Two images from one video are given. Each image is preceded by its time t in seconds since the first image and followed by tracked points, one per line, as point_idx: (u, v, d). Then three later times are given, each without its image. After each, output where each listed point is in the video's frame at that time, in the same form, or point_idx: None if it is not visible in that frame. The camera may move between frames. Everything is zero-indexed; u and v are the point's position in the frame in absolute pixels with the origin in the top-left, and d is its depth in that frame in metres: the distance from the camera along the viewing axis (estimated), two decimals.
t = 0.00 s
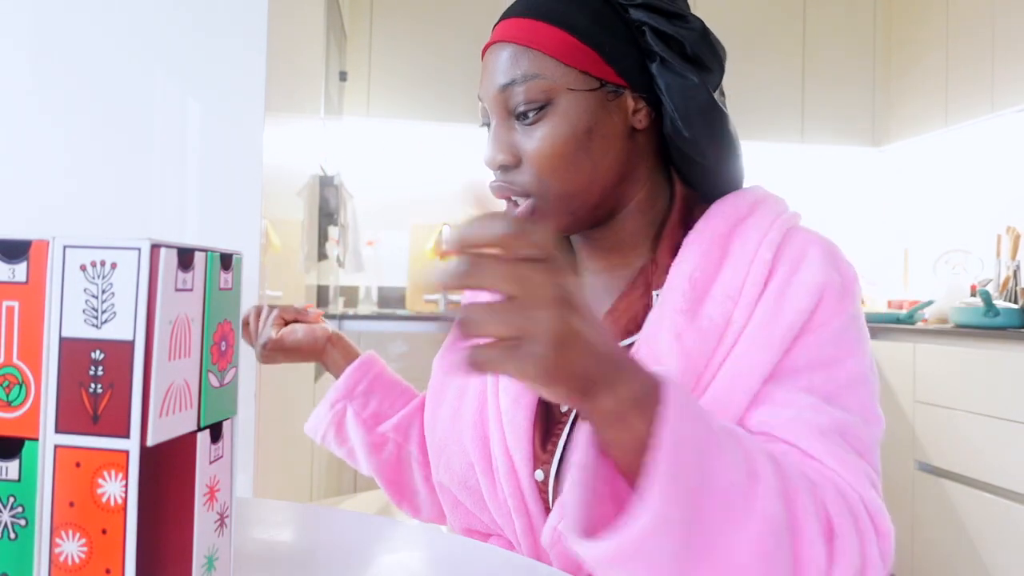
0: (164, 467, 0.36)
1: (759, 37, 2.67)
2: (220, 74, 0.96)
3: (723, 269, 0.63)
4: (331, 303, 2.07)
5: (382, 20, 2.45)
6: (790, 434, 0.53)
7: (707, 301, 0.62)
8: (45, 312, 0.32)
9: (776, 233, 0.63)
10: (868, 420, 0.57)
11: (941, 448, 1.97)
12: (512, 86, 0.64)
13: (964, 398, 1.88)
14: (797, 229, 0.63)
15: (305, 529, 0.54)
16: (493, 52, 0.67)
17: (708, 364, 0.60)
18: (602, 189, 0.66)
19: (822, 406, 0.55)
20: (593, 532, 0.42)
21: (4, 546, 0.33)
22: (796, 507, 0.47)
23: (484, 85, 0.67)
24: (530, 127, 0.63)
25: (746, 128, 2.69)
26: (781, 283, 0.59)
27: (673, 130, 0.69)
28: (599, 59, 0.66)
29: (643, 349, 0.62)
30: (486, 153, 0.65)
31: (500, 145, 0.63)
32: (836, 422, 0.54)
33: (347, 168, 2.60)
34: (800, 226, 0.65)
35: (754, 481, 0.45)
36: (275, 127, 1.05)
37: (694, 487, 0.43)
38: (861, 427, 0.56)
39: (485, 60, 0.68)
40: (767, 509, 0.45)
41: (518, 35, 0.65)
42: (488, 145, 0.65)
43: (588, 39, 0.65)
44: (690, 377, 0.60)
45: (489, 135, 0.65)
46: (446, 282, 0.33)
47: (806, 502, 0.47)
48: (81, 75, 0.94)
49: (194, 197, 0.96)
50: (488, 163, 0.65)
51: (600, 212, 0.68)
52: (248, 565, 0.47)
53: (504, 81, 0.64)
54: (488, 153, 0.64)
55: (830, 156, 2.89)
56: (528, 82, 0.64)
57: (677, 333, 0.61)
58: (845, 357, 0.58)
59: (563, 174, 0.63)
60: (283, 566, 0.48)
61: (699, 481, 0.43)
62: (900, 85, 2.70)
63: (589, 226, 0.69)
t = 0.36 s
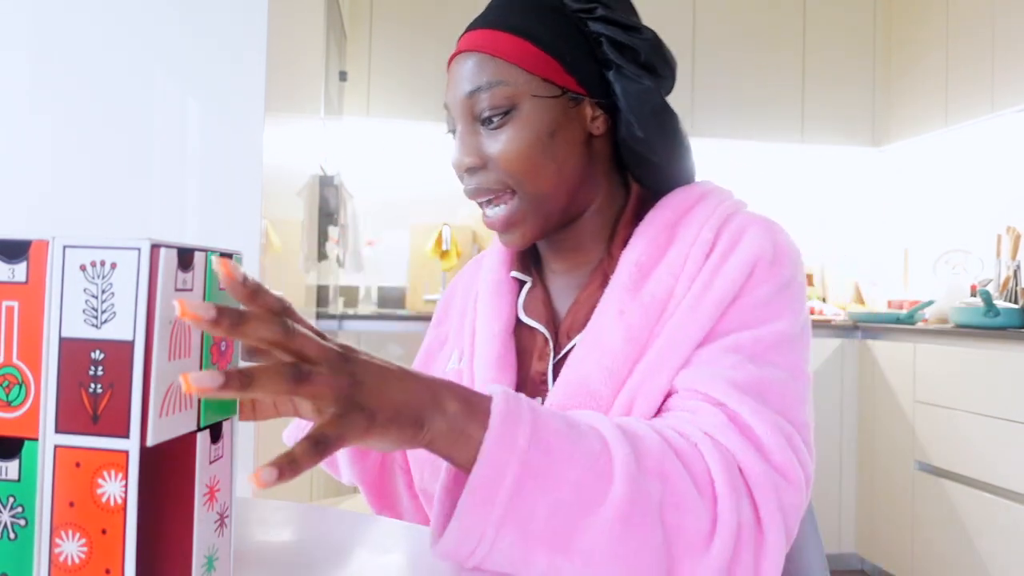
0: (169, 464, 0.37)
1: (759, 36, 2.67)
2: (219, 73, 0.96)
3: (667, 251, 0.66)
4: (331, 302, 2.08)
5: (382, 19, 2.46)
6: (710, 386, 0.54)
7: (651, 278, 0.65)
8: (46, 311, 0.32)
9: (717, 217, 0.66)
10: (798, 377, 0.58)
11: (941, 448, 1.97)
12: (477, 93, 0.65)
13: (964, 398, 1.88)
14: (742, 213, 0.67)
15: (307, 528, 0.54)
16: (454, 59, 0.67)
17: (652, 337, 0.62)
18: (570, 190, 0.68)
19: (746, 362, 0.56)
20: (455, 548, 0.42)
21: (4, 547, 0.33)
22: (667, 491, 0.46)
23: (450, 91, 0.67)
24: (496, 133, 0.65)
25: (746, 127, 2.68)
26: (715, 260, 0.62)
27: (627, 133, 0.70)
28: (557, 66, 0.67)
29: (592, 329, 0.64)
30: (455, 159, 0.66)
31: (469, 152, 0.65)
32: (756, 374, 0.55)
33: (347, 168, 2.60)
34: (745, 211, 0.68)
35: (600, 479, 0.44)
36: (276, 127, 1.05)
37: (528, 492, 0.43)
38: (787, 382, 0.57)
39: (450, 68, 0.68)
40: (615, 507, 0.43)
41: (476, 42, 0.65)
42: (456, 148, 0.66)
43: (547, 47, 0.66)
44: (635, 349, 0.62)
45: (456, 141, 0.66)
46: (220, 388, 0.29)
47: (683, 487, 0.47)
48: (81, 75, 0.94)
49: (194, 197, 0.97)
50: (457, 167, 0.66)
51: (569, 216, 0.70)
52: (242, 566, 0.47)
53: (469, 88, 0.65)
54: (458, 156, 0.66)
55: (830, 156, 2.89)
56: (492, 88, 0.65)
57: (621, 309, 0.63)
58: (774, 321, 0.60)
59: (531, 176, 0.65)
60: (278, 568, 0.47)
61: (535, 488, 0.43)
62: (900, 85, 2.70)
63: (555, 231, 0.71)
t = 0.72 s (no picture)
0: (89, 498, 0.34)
1: (759, 35, 2.67)
2: (218, 74, 0.96)
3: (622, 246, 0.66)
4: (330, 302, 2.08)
5: (382, 19, 2.46)
6: (683, 364, 0.52)
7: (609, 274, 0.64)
8: None
9: (666, 209, 0.66)
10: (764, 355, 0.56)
11: (941, 448, 1.97)
12: (430, 100, 0.64)
13: (964, 398, 1.88)
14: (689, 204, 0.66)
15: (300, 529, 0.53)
16: (404, 69, 0.67)
17: (613, 331, 0.62)
18: (525, 194, 0.67)
19: (713, 337, 0.55)
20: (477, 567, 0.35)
21: None
22: (688, 467, 0.42)
23: (401, 99, 0.66)
24: (451, 139, 0.64)
25: (747, 127, 2.68)
26: (666, 250, 0.62)
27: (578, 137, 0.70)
28: (508, 70, 0.66)
29: (554, 329, 0.64)
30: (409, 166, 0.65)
31: (423, 158, 0.64)
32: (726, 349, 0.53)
33: (347, 168, 2.60)
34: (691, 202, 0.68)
35: (623, 463, 0.38)
36: (276, 127, 1.06)
37: (552, 485, 0.36)
38: (754, 354, 0.54)
39: (399, 77, 0.68)
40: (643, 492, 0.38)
41: (427, 51, 0.65)
42: (409, 156, 0.65)
43: (498, 52, 0.66)
44: (599, 344, 0.61)
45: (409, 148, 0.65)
46: (151, 499, 0.21)
47: (702, 463, 0.42)
48: (82, 74, 0.94)
49: (194, 197, 0.97)
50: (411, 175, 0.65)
51: (524, 219, 0.69)
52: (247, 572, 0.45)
53: (422, 95, 0.64)
54: (412, 164, 0.65)
55: (830, 156, 2.89)
56: (446, 96, 0.64)
57: (580, 307, 0.63)
58: (735, 298, 0.59)
59: (486, 181, 0.64)
60: None
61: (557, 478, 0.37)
62: (900, 85, 2.70)
63: (508, 233, 0.70)
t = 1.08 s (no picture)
0: None
1: (759, 35, 2.67)
2: (217, 73, 0.97)
3: (597, 242, 0.66)
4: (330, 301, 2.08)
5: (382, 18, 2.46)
6: (651, 355, 0.50)
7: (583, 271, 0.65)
8: None
9: (641, 204, 0.66)
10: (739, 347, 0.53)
11: (941, 449, 1.97)
12: (419, 89, 0.63)
13: (964, 397, 1.88)
14: (665, 197, 0.66)
15: (299, 527, 0.51)
16: (389, 57, 0.66)
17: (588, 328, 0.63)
18: (508, 189, 0.67)
19: (685, 325, 0.53)
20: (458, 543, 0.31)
21: None
22: (664, 443, 0.39)
23: (386, 87, 0.65)
24: (440, 130, 0.63)
25: (747, 127, 2.68)
26: (640, 243, 0.62)
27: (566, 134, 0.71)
28: (498, 65, 0.67)
29: (531, 327, 0.65)
30: (394, 154, 0.64)
31: (410, 147, 0.63)
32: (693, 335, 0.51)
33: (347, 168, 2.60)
34: (668, 195, 0.67)
35: (600, 432, 0.35)
36: (275, 127, 1.06)
37: (524, 458, 0.33)
38: (728, 340, 0.52)
39: (383, 64, 0.67)
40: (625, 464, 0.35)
41: (417, 41, 0.64)
42: (393, 146, 0.64)
43: (490, 46, 0.66)
44: (572, 343, 0.63)
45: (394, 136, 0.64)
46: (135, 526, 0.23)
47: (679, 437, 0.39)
48: (84, 74, 0.95)
49: (193, 197, 0.97)
50: (396, 164, 0.64)
51: (505, 215, 0.69)
52: (251, 567, 0.44)
53: (410, 84, 0.63)
54: (396, 154, 0.64)
55: (831, 156, 2.89)
56: (435, 85, 0.63)
57: (554, 305, 0.64)
58: (711, 287, 0.57)
59: (472, 175, 0.64)
60: (291, 572, 0.45)
61: (530, 450, 0.34)
62: (900, 85, 2.70)
63: (489, 230, 0.70)
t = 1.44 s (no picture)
0: None
1: (759, 35, 2.68)
2: (217, 74, 0.97)
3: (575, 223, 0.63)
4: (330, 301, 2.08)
5: (382, 18, 2.46)
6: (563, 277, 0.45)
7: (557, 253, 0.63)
8: None
9: (626, 189, 0.62)
10: (698, 267, 0.48)
11: (942, 449, 1.97)
12: (436, 71, 0.64)
13: (964, 397, 1.88)
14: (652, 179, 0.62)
15: (301, 529, 0.50)
16: (412, 40, 0.67)
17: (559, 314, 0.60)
18: (520, 178, 0.67)
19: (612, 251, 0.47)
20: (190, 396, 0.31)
21: None
22: (482, 337, 0.35)
23: (405, 69, 0.66)
24: (454, 113, 0.64)
25: (746, 128, 2.69)
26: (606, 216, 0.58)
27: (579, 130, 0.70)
28: (519, 53, 0.67)
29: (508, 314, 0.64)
30: (407, 135, 0.65)
31: (423, 127, 0.64)
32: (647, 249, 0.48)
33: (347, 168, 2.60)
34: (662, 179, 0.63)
35: (399, 310, 0.34)
36: (275, 128, 1.06)
37: (315, 332, 0.32)
38: (671, 275, 0.45)
39: (404, 47, 0.68)
40: (429, 338, 0.34)
41: (441, 25, 0.65)
42: (408, 128, 0.65)
43: (512, 35, 0.66)
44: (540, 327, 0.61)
45: (409, 117, 0.65)
46: None
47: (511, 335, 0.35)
48: (84, 75, 0.95)
49: (193, 197, 0.97)
50: (408, 145, 0.65)
51: (513, 208, 0.69)
52: (251, 566, 0.43)
53: (428, 67, 0.64)
54: (410, 137, 0.65)
55: (831, 156, 2.89)
56: (452, 69, 0.64)
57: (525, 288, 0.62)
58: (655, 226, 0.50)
59: (485, 160, 0.64)
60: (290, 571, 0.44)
61: (321, 324, 0.32)
62: (900, 86, 2.70)
63: (497, 222, 0.71)
